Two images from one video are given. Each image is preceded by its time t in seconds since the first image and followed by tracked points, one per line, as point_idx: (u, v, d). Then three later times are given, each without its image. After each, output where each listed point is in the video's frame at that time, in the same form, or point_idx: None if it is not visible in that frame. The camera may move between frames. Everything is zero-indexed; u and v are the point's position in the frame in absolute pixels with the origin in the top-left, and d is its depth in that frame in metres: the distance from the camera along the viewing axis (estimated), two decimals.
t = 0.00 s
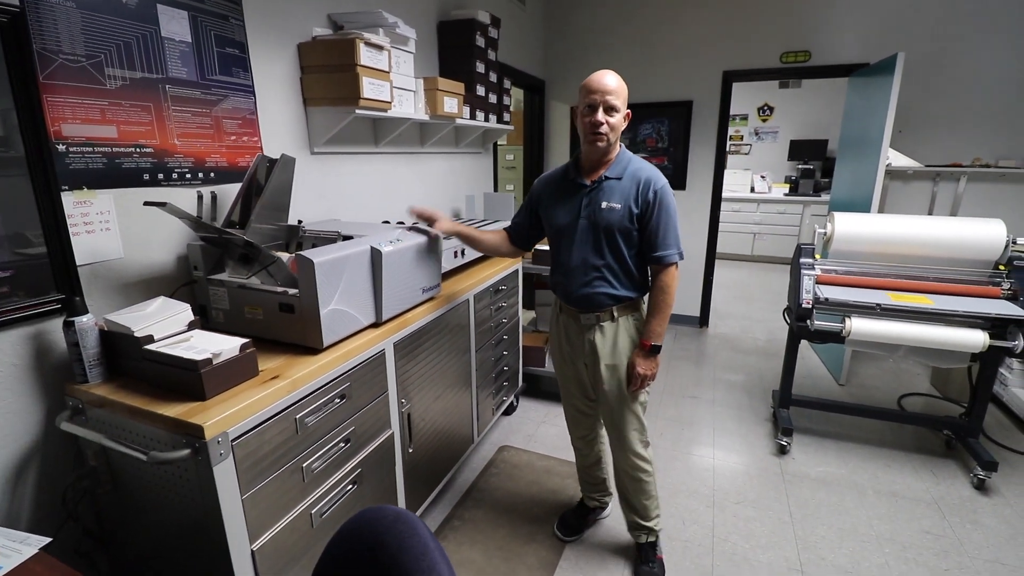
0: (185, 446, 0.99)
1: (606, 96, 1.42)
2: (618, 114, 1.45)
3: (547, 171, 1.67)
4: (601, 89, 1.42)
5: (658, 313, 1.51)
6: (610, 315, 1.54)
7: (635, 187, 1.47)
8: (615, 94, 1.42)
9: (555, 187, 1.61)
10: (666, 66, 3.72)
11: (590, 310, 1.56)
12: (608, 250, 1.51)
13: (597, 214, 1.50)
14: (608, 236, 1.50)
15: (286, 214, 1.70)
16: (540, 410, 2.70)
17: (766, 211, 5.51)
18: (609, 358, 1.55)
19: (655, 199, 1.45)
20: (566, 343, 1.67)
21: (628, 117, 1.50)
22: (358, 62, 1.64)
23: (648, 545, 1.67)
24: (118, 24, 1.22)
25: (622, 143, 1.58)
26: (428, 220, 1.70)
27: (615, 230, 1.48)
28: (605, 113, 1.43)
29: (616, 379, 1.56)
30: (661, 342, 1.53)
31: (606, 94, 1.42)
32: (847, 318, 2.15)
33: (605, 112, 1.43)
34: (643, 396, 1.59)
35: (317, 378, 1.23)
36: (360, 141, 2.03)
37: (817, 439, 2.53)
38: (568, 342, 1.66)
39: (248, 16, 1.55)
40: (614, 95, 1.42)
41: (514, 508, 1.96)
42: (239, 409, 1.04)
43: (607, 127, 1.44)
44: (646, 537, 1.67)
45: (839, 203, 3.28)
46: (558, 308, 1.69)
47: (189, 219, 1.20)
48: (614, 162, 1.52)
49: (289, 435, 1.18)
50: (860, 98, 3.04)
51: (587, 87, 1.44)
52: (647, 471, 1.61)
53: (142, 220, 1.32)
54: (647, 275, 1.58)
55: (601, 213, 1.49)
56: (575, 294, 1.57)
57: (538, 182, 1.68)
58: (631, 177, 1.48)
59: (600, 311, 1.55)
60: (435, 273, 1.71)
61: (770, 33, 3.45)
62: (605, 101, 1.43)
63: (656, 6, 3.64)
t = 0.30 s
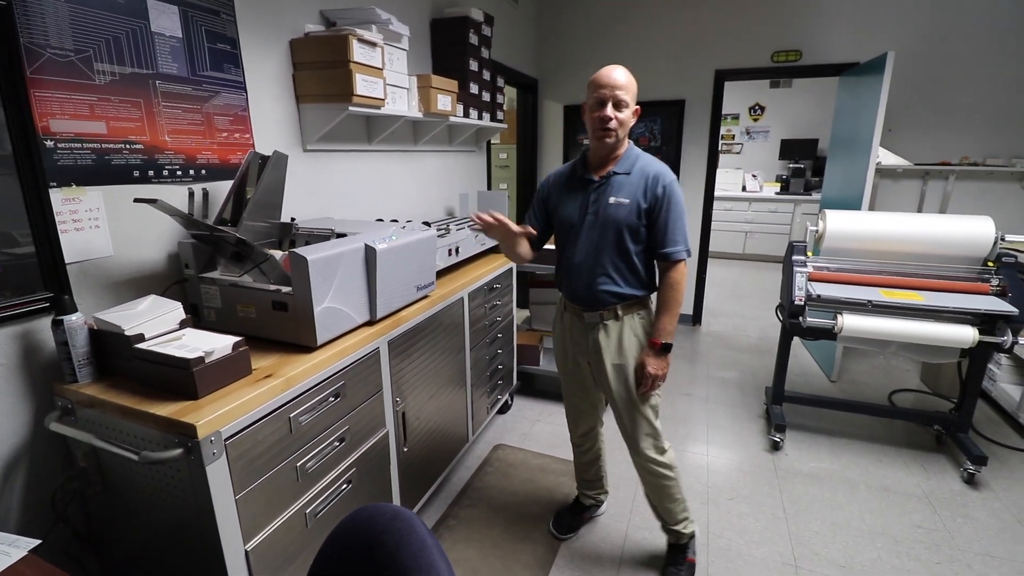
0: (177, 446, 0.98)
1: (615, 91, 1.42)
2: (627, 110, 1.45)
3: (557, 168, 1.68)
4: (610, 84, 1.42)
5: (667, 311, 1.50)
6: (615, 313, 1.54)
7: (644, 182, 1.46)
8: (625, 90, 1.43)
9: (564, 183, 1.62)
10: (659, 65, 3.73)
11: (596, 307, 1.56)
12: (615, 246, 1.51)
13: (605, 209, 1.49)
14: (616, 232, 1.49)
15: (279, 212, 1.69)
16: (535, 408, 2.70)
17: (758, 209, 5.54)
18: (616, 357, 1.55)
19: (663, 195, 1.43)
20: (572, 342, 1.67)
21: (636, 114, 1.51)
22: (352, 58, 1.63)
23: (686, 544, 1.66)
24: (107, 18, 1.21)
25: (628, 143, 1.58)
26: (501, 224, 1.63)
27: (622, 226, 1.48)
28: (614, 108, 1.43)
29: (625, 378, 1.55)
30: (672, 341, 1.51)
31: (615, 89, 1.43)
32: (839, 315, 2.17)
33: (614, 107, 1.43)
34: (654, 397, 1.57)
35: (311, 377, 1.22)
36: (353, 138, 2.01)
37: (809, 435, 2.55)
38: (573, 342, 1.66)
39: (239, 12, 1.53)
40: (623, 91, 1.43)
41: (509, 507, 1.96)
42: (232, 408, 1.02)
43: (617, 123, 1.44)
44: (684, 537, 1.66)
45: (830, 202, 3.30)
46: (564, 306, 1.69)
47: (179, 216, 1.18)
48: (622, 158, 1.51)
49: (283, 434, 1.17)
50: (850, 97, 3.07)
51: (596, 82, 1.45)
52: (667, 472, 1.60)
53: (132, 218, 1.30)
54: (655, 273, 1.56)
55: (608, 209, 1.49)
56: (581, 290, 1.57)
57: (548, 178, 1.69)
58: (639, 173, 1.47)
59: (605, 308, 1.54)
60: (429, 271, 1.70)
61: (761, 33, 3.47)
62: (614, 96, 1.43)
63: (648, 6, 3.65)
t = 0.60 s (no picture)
0: (168, 446, 0.97)
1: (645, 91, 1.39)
2: (658, 109, 1.42)
3: (583, 167, 1.61)
4: (639, 83, 1.39)
5: (700, 317, 1.48)
6: (649, 318, 1.52)
7: (681, 185, 1.44)
8: (654, 89, 1.39)
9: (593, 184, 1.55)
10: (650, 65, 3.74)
11: (629, 316, 1.53)
12: (651, 250, 1.47)
13: (641, 212, 1.45)
14: (653, 235, 1.45)
15: (271, 212, 1.68)
16: (528, 407, 2.71)
17: (748, 209, 5.57)
18: (649, 367, 1.52)
19: (703, 198, 1.42)
20: (598, 352, 1.63)
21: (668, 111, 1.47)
22: (343, 57, 1.63)
23: (682, 539, 1.68)
24: (96, 15, 1.20)
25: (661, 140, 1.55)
26: (523, 253, 1.62)
27: (660, 230, 1.44)
28: (644, 108, 1.41)
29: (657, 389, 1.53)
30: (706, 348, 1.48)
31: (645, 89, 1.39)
32: (828, 312, 2.20)
33: (644, 107, 1.40)
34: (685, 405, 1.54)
35: (303, 376, 1.22)
36: (345, 137, 2.01)
37: (799, 431, 2.57)
38: (598, 352, 1.63)
39: (229, 10, 1.52)
40: (653, 90, 1.40)
41: (503, 505, 1.96)
42: (224, 407, 1.02)
43: (647, 123, 1.42)
44: (684, 531, 1.67)
45: (819, 200, 3.33)
46: (589, 314, 1.65)
47: (170, 215, 1.17)
48: (656, 159, 1.48)
49: (276, 433, 1.16)
50: (838, 97, 3.10)
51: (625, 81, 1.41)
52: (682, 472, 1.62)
53: (121, 216, 1.29)
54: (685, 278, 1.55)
55: (645, 211, 1.45)
56: (615, 297, 1.53)
57: (573, 178, 1.62)
58: (676, 174, 1.45)
59: (640, 316, 1.52)
60: (421, 270, 1.70)
61: (750, 33, 3.50)
62: (643, 96, 1.40)
63: (639, 6, 3.66)
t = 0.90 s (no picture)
0: (151, 446, 0.97)
1: (674, 85, 1.39)
2: (688, 104, 1.41)
3: (609, 168, 1.62)
4: (666, 78, 1.40)
5: (746, 323, 1.54)
6: (679, 318, 1.53)
7: (713, 184, 1.46)
8: (683, 83, 1.40)
9: (622, 184, 1.57)
10: (635, 66, 3.78)
11: (660, 318, 1.53)
12: (683, 250, 1.48)
13: (674, 212, 1.47)
14: (686, 235, 1.47)
15: (255, 212, 1.68)
16: (516, 405, 2.72)
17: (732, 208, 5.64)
18: (678, 372, 1.55)
19: (736, 197, 1.45)
20: (622, 354, 1.63)
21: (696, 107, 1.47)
22: (327, 57, 1.63)
23: (667, 533, 1.71)
24: (76, 15, 1.19)
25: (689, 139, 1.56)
26: (562, 270, 1.58)
27: (694, 230, 1.46)
28: (674, 102, 1.41)
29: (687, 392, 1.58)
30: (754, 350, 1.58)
31: (674, 83, 1.39)
32: (808, 308, 2.24)
33: (673, 101, 1.40)
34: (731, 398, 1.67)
35: (289, 376, 1.22)
36: (331, 137, 2.01)
37: (782, 426, 2.62)
38: (622, 354, 1.63)
39: (212, 9, 1.52)
40: (681, 84, 1.40)
41: (490, 503, 1.98)
42: (209, 407, 1.02)
43: (676, 118, 1.42)
44: (670, 526, 1.70)
45: (800, 200, 3.39)
46: (615, 317, 1.65)
47: (153, 216, 1.17)
48: (685, 157, 1.50)
49: (261, 433, 1.17)
50: (818, 98, 3.16)
51: (654, 76, 1.42)
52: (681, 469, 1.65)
53: (103, 217, 1.29)
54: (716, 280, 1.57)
55: (677, 211, 1.46)
56: (645, 298, 1.53)
57: (600, 179, 1.63)
58: (708, 174, 1.47)
59: (671, 318, 1.52)
60: (408, 270, 1.70)
61: (733, 34, 3.55)
62: (672, 90, 1.40)
63: (624, 7, 3.70)
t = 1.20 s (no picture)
0: (115, 451, 0.96)
1: (675, 86, 1.40)
2: (688, 105, 1.42)
3: (609, 165, 1.65)
4: (666, 77, 1.40)
5: (725, 331, 1.55)
6: (662, 317, 1.57)
7: (705, 189, 1.45)
8: (684, 84, 1.40)
9: (618, 183, 1.60)
10: (608, 68, 3.84)
11: (644, 316, 1.58)
12: (670, 253, 1.51)
13: (662, 215, 1.49)
14: (674, 238, 1.49)
15: (223, 213, 1.65)
16: (493, 405, 2.74)
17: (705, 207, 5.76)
18: (660, 369, 1.58)
19: (727, 203, 1.43)
20: (610, 349, 1.67)
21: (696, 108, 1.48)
22: (297, 57, 1.62)
23: (639, 526, 1.75)
24: (34, 13, 1.16)
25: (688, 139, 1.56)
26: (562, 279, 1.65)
27: (680, 234, 1.48)
28: (674, 103, 1.41)
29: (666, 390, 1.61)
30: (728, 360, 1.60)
31: (675, 83, 1.40)
32: (774, 304, 2.31)
33: (674, 102, 1.41)
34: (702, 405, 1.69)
35: (258, 378, 1.21)
36: (302, 138, 2.00)
37: (752, 419, 2.69)
38: (610, 348, 1.67)
39: (177, 8, 1.50)
40: (682, 85, 1.40)
41: (466, 501, 1.99)
42: (175, 410, 1.01)
43: (675, 119, 1.42)
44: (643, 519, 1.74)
45: (768, 199, 3.48)
46: (605, 312, 1.70)
47: (117, 218, 1.15)
48: (683, 158, 1.50)
49: (229, 436, 1.16)
50: (784, 100, 3.25)
51: (655, 75, 1.42)
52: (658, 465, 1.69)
53: (63, 219, 1.26)
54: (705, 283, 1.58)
55: (665, 215, 1.48)
56: (629, 296, 1.58)
57: (600, 176, 1.66)
58: (701, 178, 1.47)
59: (654, 316, 1.57)
60: (380, 270, 1.70)
61: (703, 38, 3.63)
62: (673, 90, 1.41)
63: (597, 10, 3.75)
